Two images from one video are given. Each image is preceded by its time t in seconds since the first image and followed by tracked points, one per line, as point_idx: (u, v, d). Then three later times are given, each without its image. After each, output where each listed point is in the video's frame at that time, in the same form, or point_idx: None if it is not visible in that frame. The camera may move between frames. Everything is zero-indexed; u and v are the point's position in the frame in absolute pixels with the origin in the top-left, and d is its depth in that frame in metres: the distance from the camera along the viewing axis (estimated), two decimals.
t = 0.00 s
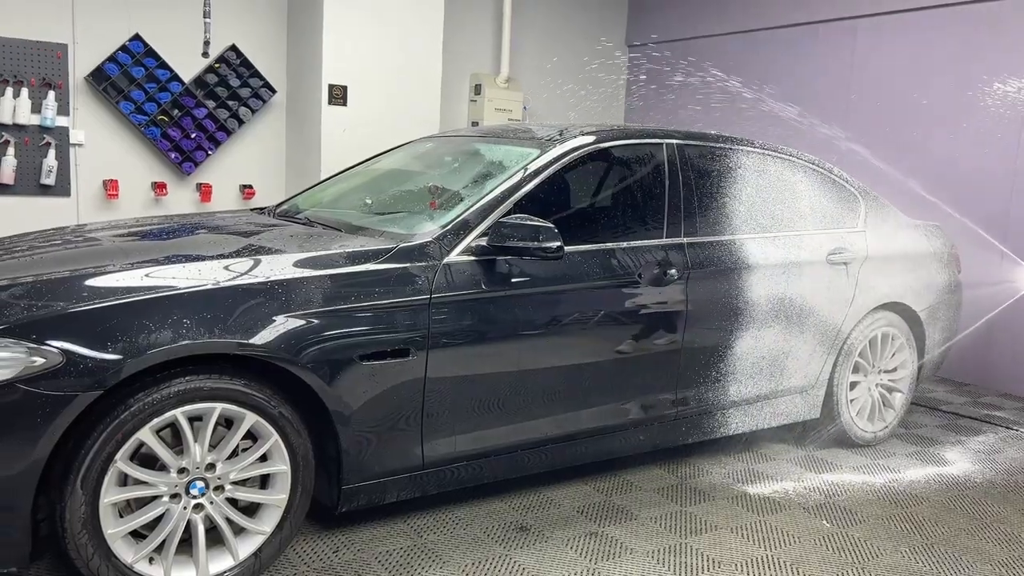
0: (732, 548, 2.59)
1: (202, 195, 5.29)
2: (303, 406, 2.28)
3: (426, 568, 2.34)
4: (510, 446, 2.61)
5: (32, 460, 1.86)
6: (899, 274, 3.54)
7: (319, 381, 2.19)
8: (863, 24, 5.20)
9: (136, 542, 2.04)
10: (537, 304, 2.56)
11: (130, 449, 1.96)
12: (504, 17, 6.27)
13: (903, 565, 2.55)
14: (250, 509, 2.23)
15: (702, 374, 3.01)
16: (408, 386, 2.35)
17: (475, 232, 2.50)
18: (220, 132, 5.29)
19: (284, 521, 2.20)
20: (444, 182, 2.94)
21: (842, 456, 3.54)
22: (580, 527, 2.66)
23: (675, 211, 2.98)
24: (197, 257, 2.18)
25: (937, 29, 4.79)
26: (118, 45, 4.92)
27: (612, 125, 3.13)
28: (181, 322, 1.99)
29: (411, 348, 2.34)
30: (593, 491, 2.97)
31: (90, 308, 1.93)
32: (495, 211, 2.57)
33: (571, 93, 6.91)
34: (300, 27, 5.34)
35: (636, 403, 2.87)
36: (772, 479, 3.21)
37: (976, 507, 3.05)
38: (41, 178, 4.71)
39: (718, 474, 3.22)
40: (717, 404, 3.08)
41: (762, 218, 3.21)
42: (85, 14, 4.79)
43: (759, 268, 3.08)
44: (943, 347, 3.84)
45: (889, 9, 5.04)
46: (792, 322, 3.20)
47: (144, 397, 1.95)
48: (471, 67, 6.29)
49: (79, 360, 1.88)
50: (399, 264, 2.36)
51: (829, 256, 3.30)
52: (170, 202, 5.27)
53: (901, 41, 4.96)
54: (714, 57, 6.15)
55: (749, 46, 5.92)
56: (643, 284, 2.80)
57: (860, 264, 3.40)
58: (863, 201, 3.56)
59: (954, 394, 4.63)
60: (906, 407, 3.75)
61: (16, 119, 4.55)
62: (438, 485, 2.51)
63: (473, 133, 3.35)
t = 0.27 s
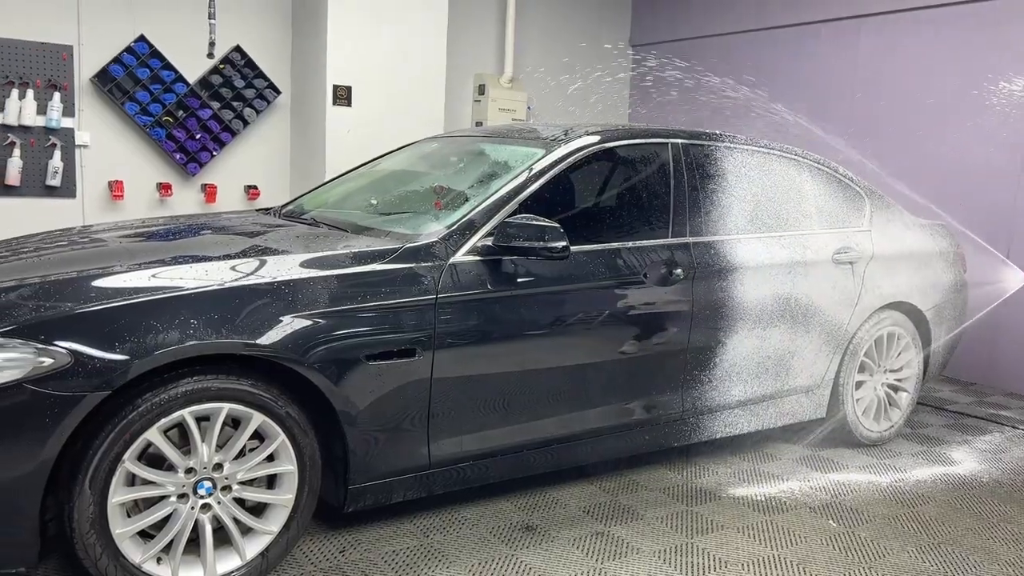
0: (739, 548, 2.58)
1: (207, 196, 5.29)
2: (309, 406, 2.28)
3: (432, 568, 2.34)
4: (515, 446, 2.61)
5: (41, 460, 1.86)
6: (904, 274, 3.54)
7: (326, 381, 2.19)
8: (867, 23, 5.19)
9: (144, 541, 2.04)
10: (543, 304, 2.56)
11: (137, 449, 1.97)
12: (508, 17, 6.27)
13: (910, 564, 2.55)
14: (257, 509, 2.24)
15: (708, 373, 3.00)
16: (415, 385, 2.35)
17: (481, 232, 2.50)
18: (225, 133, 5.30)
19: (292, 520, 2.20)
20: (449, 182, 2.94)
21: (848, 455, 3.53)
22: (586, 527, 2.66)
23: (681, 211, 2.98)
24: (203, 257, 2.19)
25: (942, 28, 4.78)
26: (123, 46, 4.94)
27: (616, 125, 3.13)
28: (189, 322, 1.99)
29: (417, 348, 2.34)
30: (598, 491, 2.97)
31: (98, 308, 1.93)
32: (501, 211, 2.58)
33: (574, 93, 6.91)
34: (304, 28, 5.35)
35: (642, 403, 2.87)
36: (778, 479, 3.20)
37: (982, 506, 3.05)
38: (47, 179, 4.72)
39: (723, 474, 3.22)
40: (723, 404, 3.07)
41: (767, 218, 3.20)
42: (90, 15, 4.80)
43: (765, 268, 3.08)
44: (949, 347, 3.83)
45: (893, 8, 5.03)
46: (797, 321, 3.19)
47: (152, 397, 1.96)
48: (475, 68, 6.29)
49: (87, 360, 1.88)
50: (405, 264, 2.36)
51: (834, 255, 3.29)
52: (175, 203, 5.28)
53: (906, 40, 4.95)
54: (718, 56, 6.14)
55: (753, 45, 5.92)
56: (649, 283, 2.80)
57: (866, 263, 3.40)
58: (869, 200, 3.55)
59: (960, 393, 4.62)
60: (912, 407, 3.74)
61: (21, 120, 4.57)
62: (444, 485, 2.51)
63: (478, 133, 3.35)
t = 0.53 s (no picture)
0: (745, 547, 2.58)
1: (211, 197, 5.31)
2: (316, 406, 2.28)
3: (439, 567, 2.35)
4: (522, 445, 2.61)
5: (49, 460, 1.87)
6: (909, 273, 3.53)
7: (332, 381, 2.20)
8: (872, 22, 5.18)
9: (152, 541, 2.05)
10: (548, 303, 2.57)
11: (145, 449, 1.97)
12: (512, 17, 6.27)
13: (917, 563, 2.54)
14: (264, 509, 2.24)
15: (714, 373, 3.00)
16: (421, 385, 2.35)
17: (487, 232, 2.51)
18: (230, 133, 5.31)
19: (299, 520, 2.21)
20: (454, 182, 2.95)
21: (854, 454, 3.52)
22: (593, 526, 2.66)
23: (686, 210, 2.98)
24: (210, 258, 2.20)
25: (946, 26, 4.77)
26: (127, 47, 4.95)
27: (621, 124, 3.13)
28: (196, 322, 2.00)
29: (424, 348, 2.34)
30: (605, 490, 2.97)
31: (106, 309, 1.94)
32: (506, 210, 2.58)
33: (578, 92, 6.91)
34: (308, 28, 5.36)
35: (648, 402, 2.86)
36: (784, 478, 3.20)
37: (989, 505, 3.04)
38: (52, 180, 4.73)
39: (730, 473, 3.22)
40: (728, 404, 3.07)
41: (773, 217, 3.20)
42: (96, 16, 4.82)
43: (770, 267, 3.08)
44: (955, 346, 3.83)
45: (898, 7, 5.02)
46: (803, 320, 3.19)
47: (160, 398, 1.97)
48: (478, 68, 6.29)
49: (95, 361, 1.89)
50: (411, 264, 2.36)
51: (840, 254, 3.29)
52: (180, 204, 5.29)
53: (911, 39, 4.94)
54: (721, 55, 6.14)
55: (757, 44, 5.91)
56: (655, 282, 2.80)
57: (871, 262, 3.39)
58: (874, 199, 3.54)
59: (966, 392, 4.61)
60: (918, 405, 3.73)
61: (27, 121, 4.58)
62: (450, 484, 2.51)
63: (482, 132, 3.35)
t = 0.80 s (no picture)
0: (752, 545, 2.58)
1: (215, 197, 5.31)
2: (323, 405, 2.29)
3: (447, 565, 2.35)
4: (528, 444, 2.61)
5: (58, 459, 1.88)
6: (915, 270, 3.53)
7: (340, 380, 2.20)
8: (876, 20, 5.17)
9: (160, 540, 2.05)
10: (554, 302, 2.57)
11: (153, 449, 1.98)
12: (515, 16, 6.27)
13: (924, 561, 2.54)
14: (272, 508, 2.25)
15: (720, 371, 2.99)
16: (428, 384, 2.36)
17: (492, 231, 2.51)
18: (234, 134, 5.32)
19: (306, 519, 2.21)
20: (459, 181, 2.95)
21: (859, 452, 3.52)
22: (599, 525, 2.66)
23: (691, 209, 2.98)
24: (216, 258, 2.20)
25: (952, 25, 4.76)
26: (132, 48, 4.95)
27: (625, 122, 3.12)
28: (204, 322, 2.00)
29: (430, 347, 2.35)
30: (610, 489, 2.97)
31: (113, 308, 1.95)
32: (512, 209, 2.58)
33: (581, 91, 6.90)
34: (312, 28, 5.36)
35: (654, 401, 2.86)
36: (790, 476, 3.20)
37: (996, 503, 3.04)
38: (57, 181, 4.74)
39: (735, 471, 3.22)
40: (735, 402, 3.07)
41: (778, 215, 3.20)
42: (100, 17, 4.83)
43: (776, 265, 3.07)
44: (960, 344, 3.82)
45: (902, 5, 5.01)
46: (809, 318, 3.19)
47: (168, 397, 1.97)
48: (482, 67, 6.29)
49: (103, 361, 1.89)
50: (417, 263, 2.37)
51: (845, 252, 3.29)
52: (184, 204, 5.30)
53: (915, 37, 4.95)
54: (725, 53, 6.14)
55: (761, 42, 5.91)
56: (661, 281, 2.80)
57: (876, 260, 3.39)
58: (879, 197, 3.54)
59: (971, 390, 4.60)
60: (923, 403, 3.72)
61: (32, 122, 4.59)
62: (456, 483, 2.51)
63: (487, 132, 3.35)
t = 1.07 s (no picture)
0: (758, 543, 2.58)
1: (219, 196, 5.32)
2: (330, 404, 2.29)
3: (454, 563, 2.36)
4: (534, 443, 2.61)
5: (67, 459, 1.88)
6: (919, 268, 3.53)
7: (346, 379, 2.20)
8: (878, 17, 5.15)
9: (168, 539, 2.06)
10: (560, 301, 2.57)
11: (161, 448, 1.98)
12: (518, 14, 6.27)
13: (930, 558, 2.55)
14: (279, 507, 2.25)
15: (726, 370, 2.99)
16: (434, 383, 2.36)
17: (497, 230, 2.51)
18: (237, 133, 5.32)
19: (313, 518, 2.22)
20: (464, 180, 2.95)
21: (864, 450, 3.52)
22: (605, 523, 2.66)
23: (696, 207, 2.97)
24: (223, 257, 2.20)
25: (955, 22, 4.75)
26: (135, 48, 4.96)
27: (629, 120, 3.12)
28: (211, 321, 2.01)
29: (436, 346, 2.35)
30: (616, 487, 2.97)
31: (121, 308, 1.95)
32: (517, 208, 2.58)
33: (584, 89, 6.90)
34: (315, 28, 5.36)
35: (660, 400, 2.86)
36: (795, 474, 3.20)
37: (1002, 500, 3.04)
38: (62, 181, 4.75)
39: (740, 469, 3.22)
40: (740, 400, 3.06)
41: (783, 213, 3.20)
42: (103, 17, 4.83)
43: (780, 264, 3.07)
44: (965, 341, 3.82)
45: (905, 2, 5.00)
46: (814, 316, 3.19)
47: (175, 397, 1.98)
48: (484, 66, 6.29)
49: (111, 360, 1.90)
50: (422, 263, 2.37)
51: (849, 249, 3.28)
52: (188, 204, 5.31)
53: (918, 34, 4.93)
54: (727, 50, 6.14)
55: (764, 40, 5.90)
56: (666, 279, 2.80)
57: (881, 258, 3.39)
58: (884, 195, 3.54)
59: (976, 388, 4.60)
60: (928, 401, 3.72)
61: (36, 122, 4.60)
62: (463, 482, 2.52)
63: (491, 130, 3.35)
